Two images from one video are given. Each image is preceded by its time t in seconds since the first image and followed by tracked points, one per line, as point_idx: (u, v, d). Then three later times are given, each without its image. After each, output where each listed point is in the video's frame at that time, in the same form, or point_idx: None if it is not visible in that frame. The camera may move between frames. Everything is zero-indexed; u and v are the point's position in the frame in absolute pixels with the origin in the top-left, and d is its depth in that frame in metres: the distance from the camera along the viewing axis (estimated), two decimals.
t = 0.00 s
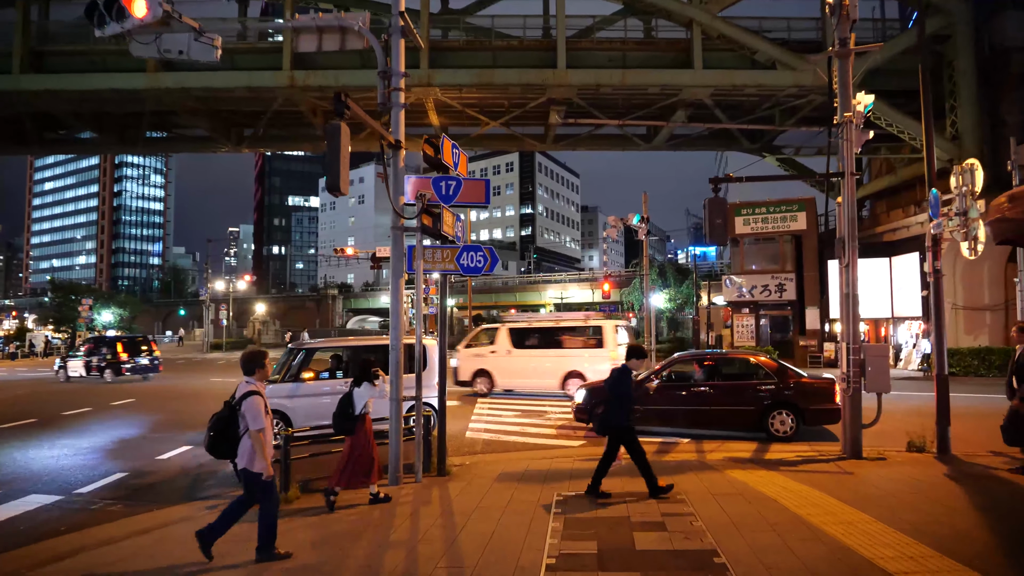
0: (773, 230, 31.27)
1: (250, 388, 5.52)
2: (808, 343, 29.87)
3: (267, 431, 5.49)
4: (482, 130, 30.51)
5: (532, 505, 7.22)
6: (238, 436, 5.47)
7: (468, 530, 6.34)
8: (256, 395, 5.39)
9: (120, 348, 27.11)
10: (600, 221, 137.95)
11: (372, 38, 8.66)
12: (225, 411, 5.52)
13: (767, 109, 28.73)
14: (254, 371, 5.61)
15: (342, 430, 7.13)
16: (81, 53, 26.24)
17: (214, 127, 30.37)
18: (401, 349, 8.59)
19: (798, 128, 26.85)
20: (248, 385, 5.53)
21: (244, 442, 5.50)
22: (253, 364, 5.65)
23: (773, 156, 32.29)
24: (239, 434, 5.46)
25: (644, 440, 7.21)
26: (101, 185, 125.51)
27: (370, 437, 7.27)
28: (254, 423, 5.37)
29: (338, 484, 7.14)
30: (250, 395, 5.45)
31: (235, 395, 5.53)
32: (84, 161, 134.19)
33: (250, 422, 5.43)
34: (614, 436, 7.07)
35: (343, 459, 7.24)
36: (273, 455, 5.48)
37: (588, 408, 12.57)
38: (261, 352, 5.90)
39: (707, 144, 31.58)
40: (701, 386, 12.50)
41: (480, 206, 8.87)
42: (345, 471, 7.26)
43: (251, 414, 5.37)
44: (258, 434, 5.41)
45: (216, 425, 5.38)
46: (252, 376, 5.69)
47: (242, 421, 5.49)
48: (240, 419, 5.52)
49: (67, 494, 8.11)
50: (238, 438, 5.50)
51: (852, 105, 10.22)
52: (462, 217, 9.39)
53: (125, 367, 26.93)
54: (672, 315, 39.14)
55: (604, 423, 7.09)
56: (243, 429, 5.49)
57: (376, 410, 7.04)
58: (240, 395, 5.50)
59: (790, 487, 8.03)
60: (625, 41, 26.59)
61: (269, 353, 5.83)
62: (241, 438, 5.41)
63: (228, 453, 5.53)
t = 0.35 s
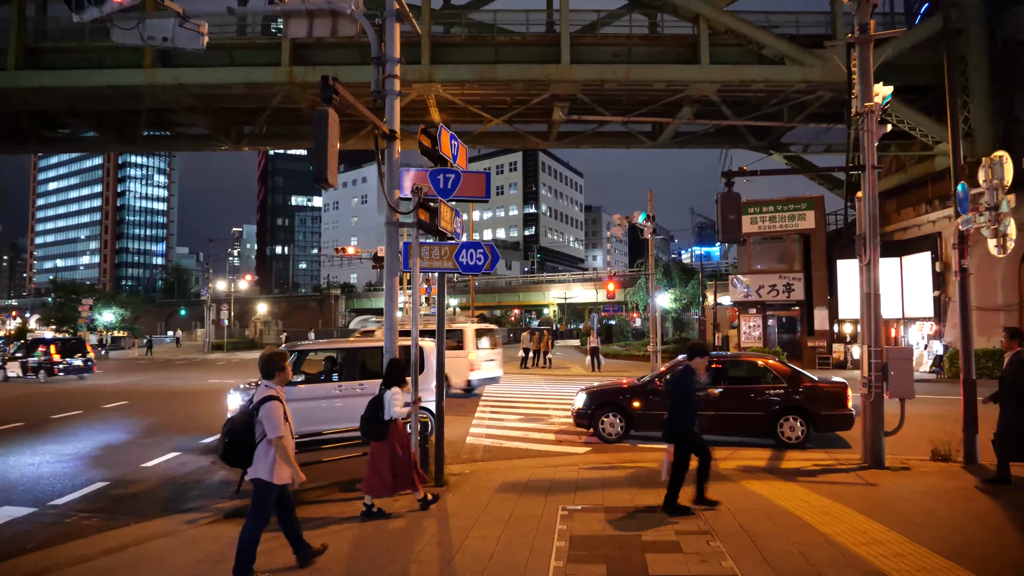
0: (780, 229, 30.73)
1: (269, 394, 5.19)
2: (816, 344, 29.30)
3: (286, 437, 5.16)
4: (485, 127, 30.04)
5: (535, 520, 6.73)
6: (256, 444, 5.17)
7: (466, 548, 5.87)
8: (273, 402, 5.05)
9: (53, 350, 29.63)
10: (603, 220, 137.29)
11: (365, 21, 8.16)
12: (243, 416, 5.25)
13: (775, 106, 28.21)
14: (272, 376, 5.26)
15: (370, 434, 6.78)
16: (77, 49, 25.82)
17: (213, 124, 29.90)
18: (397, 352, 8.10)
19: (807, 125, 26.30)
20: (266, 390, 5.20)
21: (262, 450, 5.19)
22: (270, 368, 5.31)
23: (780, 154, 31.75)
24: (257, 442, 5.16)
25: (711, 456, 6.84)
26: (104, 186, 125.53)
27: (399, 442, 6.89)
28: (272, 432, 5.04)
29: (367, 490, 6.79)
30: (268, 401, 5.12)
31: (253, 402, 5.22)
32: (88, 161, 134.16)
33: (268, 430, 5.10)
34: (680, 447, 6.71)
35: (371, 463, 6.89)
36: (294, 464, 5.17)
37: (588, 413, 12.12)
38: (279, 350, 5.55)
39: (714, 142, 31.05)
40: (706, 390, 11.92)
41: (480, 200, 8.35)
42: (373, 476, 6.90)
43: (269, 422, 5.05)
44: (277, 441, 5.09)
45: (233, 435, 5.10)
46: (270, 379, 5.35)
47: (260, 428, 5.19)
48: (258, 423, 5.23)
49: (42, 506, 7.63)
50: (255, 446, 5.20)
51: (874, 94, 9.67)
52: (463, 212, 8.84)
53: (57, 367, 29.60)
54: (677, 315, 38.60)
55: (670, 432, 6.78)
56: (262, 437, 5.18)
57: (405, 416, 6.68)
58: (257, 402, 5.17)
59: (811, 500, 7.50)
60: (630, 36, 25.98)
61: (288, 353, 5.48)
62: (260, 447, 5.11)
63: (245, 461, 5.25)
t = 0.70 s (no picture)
0: (788, 228, 30.26)
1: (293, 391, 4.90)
2: (824, 344, 28.76)
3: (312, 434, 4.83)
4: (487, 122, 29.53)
5: (539, 534, 6.20)
6: (281, 445, 4.83)
7: (465, 568, 5.34)
8: (300, 396, 4.78)
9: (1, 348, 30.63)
10: (606, 220, 136.76)
11: None
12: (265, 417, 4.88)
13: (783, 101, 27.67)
14: (297, 371, 4.98)
15: (407, 437, 6.60)
16: (73, 42, 25.36)
17: (212, 119, 29.43)
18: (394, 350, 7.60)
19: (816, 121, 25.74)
20: (290, 387, 4.91)
21: (288, 450, 4.85)
22: (294, 364, 5.03)
23: (788, 152, 31.20)
24: (282, 441, 4.82)
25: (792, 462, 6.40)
26: (106, 184, 125.24)
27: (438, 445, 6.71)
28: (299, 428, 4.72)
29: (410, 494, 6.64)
30: (293, 396, 4.82)
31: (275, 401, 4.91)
32: (90, 160, 133.92)
33: (295, 426, 4.79)
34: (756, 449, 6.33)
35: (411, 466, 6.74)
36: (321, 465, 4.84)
37: (590, 416, 11.58)
38: (301, 352, 5.30)
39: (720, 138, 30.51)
40: (711, 393, 11.21)
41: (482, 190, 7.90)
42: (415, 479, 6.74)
43: (295, 418, 4.74)
44: (302, 440, 4.77)
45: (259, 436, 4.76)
46: (293, 375, 5.06)
47: (285, 427, 4.86)
48: (283, 424, 4.87)
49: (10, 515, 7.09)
50: (279, 448, 4.85)
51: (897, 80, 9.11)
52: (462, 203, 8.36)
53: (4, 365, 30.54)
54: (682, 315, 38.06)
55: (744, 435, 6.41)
56: (287, 437, 4.84)
57: (445, 418, 6.50)
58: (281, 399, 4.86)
59: (837, 512, 6.95)
60: (636, 30, 25.40)
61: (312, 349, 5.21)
62: (286, 447, 4.78)
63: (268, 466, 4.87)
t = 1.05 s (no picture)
0: (794, 225, 29.77)
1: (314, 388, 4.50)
2: (831, 344, 28.20)
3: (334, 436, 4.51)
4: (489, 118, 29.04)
5: (543, 548, 5.67)
6: (302, 447, 4.43)
7: None
8: (324, 396, 4.40)
9: None
10: (608, 219, 136.11)
11: None
12: (282, 418, 4.41)
13: (790, 96, 27.14)
14: (318, 368, 4.59)
15: (434, 441, 6.29)
16: (66, 36, 24.89)
17: (209, 116, 28.95)
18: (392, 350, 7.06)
19: (824, 115, 25.20)
20: (310, 383, 4.50)
21: (306, 453, 4.46)
22: (316, 359, 4.63)
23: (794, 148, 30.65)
24: (301, 443, 4.42)
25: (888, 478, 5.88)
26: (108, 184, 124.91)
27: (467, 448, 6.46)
28: (322, 431, 4.35)
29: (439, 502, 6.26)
30: (315, 395, 4.43)
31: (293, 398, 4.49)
32: (92, 159, 133.65)
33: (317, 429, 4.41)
34: (846, 461, 5.76)
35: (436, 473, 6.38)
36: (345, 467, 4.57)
37: (589, 418, 11.09)
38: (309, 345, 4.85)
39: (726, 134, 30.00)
40: (717, 394, 10.67)
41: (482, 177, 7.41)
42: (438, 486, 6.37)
43: (322, 420, 4.38)
44: (329, 441, 4.42)
45: (277, 437, 4.33)
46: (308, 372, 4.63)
47: (305, 429, 4.46)
48: (302, 425, 4.46)
49: None
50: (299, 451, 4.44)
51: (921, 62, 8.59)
52: (458, 190, 7.77)
53: None
54: (687, 314, 37.47)
55: (831, 444, 5.87)
56: (307, 439, 4.46)
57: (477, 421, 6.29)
58: (300, 397, 4.45)
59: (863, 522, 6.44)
60: (640, 22, 24.84)
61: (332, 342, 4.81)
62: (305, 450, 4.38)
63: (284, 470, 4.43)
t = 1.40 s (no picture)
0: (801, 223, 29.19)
1: (347, 401, 4.29)
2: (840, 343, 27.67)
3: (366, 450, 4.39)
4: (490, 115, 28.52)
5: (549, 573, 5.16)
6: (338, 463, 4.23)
7: None
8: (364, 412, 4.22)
9: None
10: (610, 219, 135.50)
11: None
12: (321, 433, 4.14)
13: (797, 91, 26.59)
14: (349, 378, 4.37)
15: (459, 448, 5.99)
16: (58, 32, 24.41)
17: (205, 113, 28.46)
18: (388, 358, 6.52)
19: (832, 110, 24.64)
20: (343, 395, 4.28)
21: (338, 470, 4.24)
22: (346, 369, 4.39)
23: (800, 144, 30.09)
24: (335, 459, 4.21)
25: (990, 490, 5.41)
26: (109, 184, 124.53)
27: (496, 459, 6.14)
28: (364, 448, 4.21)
29: (459, 510, 5.96)
30: (351, 409, 4.24)
31: (324, 413, 4.23)
32: (93, 160, 133.31)
33: (358, 445, 4.24)
34: (947, 473, 5.22)
35: (457, 481, 6.05)
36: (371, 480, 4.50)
37: (590, 425, 10.48)
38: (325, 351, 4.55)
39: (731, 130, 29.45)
40: (724, 398, 10.13)
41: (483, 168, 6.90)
42: (457, 495, 6.06)
43: (365, 434, 4.25)
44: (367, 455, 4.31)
45: (315, 456, 4.07)
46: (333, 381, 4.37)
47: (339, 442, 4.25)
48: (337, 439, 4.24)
49: None
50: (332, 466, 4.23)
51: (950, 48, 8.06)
52: (458, 183, 7.19)
53: None
54: (691, 314, 36.91)
55: (935, 456, 5.31)
56: (341, 455, 4.24)
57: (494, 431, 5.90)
58: (334, 412, 4.20)
59: (896, 541, 5.92)
60: (644, 16, 24.28)
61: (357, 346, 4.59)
62: (343, 469, 4.17)
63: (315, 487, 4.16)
